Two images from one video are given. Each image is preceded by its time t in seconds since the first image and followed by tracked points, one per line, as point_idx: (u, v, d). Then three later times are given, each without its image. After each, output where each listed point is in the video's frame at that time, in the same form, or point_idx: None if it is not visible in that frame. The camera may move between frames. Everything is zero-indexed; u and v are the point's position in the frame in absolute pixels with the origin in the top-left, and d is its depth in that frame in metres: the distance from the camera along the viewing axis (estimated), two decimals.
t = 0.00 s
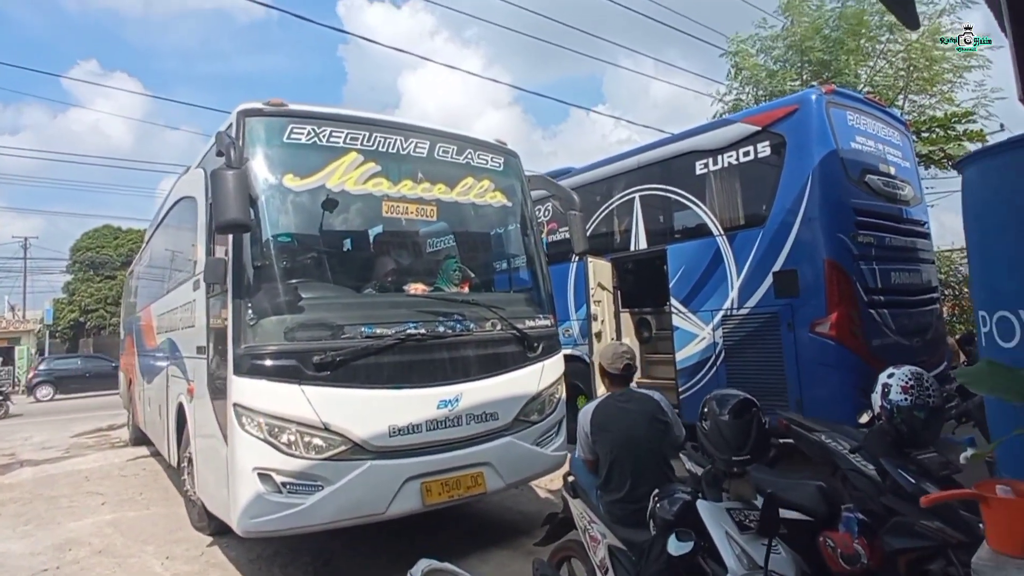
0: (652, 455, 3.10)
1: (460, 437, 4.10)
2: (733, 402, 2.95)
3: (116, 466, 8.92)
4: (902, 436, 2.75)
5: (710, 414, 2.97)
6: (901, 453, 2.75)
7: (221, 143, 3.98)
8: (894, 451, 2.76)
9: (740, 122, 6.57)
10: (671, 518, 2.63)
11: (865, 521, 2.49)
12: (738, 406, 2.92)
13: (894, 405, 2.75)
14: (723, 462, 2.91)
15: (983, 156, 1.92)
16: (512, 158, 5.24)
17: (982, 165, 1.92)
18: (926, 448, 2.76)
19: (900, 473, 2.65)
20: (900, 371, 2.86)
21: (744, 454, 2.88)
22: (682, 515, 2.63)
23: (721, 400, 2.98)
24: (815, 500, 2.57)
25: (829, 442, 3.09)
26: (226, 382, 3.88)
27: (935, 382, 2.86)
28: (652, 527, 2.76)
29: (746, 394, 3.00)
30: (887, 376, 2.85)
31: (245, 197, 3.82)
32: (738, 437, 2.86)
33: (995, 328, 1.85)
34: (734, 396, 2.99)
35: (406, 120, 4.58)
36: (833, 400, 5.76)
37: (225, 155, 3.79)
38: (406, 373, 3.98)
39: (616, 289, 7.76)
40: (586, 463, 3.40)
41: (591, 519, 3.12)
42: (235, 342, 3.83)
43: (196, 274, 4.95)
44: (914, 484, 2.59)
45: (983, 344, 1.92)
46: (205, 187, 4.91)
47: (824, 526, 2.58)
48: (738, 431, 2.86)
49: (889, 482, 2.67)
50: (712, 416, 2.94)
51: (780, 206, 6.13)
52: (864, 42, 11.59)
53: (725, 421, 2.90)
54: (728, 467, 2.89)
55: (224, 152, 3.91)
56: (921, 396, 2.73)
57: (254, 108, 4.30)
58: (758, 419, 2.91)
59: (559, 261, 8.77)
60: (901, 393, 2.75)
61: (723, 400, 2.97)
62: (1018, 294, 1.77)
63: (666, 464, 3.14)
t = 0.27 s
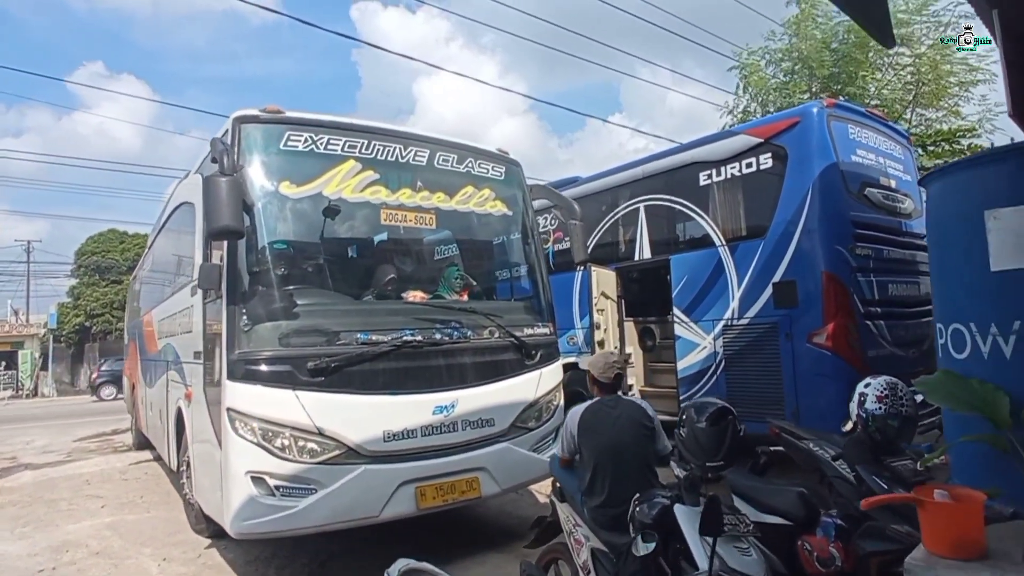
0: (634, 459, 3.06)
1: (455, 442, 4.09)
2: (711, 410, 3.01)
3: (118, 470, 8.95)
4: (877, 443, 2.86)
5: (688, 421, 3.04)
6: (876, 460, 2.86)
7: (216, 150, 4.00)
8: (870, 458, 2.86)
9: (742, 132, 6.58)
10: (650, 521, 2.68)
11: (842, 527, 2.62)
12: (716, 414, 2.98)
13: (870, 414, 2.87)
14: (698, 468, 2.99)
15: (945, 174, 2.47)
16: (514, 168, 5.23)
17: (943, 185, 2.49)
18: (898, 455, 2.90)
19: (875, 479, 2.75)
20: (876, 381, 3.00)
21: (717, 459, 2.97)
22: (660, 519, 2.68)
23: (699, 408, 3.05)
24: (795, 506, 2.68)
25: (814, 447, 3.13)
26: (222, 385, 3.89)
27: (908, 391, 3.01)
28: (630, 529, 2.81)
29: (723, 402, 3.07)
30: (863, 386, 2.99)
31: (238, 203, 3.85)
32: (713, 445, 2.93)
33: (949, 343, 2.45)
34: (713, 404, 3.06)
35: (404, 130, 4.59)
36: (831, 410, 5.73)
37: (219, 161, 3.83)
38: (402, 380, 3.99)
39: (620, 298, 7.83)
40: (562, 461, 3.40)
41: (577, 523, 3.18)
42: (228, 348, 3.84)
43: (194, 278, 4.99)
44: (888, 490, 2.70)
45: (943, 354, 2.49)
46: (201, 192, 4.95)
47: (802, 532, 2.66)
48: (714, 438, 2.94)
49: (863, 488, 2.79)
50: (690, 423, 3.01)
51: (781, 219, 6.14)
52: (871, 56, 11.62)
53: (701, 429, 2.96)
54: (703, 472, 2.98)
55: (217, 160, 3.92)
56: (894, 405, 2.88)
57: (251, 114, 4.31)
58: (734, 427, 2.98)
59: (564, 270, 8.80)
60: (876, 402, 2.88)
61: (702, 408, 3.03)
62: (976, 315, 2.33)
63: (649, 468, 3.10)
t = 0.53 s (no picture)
0: (627, 469, 3.05)
1: (459, 447, 4.09)
2: (699, 422, 2.95)
3: (149, 463, 9.15)
4: (876, 459, 2.83)
5: (675, 434, 2.99)
6: (877, 476, 2.82)
7: (222, 152, 4.07)
8: (870, 474, 2.81)
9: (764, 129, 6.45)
10: (637, 533, 2.62)
11: (842, 541, 2.52)
12: (704, 427, 2.92)
13: (869, 430, 2.89)
14: (683, 481, 2.95)
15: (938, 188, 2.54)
16: (523, 168, 5.20)
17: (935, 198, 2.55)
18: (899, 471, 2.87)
19: (873, 496, 2.68)
20: (877, 397, 3.06)
21: (703, 473, 2.92)
22: (649, 529, 2.61)
23: (688, 420, 2.99)
24: (793, 519, 2.63)
25: (819, 459, 3.08)
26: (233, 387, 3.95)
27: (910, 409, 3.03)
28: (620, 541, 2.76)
29: (712, 414, 3.00)
30: (864, 402, 3.06)
31: (242, 208, 3.90)
32: (698, 458, 2.88)
33: (933, 361, 2.51)
34: (702, 416, 2.99)
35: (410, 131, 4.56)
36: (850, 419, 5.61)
37: (222, 167, 3.87)
38: (405, 384, 3.99)
39: (636, 301, 7.85)
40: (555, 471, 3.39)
41: (571, 529, 3.15)
42: (237, 350, 3.89)
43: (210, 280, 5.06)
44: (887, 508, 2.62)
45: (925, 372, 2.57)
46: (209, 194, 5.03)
47: (799, 548, 2.61)
48: (699, 451, 2.88)
49: (863, 505, 2.72)
50: (677, 436, 2.96)
51: (801, 222, 6.01)
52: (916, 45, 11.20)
53: (688, 442, 2.91)
54: (688, 485, 2.94)
55: (221, 164, 3.97)
56: (893, 421, 2.90)
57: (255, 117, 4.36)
58: (721, 440, 2.92)
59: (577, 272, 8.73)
60: (875, 417, 2.93)
61: (690, 420, 2.98)
62: (959, 332, 2.39)
63: (642, 478, 3.09)
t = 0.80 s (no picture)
0: (644, 476, 3.03)
1: (480, 446, 4.11)
2: (719, 431, 2.83)
3: (188, 451, 9.40)
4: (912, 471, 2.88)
5: (693, 441, 2.86)
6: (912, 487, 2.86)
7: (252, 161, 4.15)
8: (906, 486, 2.84)
9: (791, 120, 6.33)
10: (655, 541, 2.61)
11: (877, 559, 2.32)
12: (722, 436, 2.80)
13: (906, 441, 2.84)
14: (703, 491, 2.81)
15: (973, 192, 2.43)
16: (542, 167, 5.18)
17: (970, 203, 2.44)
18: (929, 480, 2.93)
19: (910, 514, 2.66)
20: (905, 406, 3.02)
21: (722, 483, 2.78)
22: (667, 540, 2.61)
23: (706, 428, 2.85)
24: (821, 530, 2.40)
25: (856, 470, 3.00)
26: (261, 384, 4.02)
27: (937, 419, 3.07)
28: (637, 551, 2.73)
29: (733, 423, 2.88)
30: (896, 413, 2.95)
31: (272, 213, 3.97)
32: (716, 468, 2.75)
33: (965, 377, 2.43)
34: (723, 425, 2.87)
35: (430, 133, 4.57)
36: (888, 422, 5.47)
37: (253, 174, 3.92)
38: (428, 384, 4.03)
39: (660, 298, 7.76)
40: (575, 479, 3.39)
41: (589, 535, 3.15)
42: (267, 348, 3.96)
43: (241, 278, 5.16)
44: (924, 526, 2.58)
45: (960, 387, 2.49)
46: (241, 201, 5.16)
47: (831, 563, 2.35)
48: (717, 461, 2.75)
49: (898, 521, 2.69)
50: (694, 444, 2.83)
51: (832, 216, 5.88)
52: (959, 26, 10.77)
53: (706, 451, 2.78)
54: (707, 496, 2.80)
55: (252, 170, 4.05)
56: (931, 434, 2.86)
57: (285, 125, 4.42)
58: (741, 449, 2.79)
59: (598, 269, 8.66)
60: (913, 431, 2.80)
61: (709, 428, 2.84)
62: (992, 347, 2.31)
63: (660, 484, 3.06)
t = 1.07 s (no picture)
0: (663, 481, 3.06)
1: (494, 446, 4.16)
2: (745, 439, 2.68)
3: (209, 443, 9.56)
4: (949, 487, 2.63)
5: (717, 449, 2.73)
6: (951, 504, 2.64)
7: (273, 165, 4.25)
8: (944, 502, 2.64)
9: (812, 122, 6.31)
10: (677, 548, 2.54)
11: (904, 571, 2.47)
12: (749, 444, 2.65)
13: (939, 455, 2.64)
14: (728, 500, 2.68)
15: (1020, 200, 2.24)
16: (557, 170, 5.23)
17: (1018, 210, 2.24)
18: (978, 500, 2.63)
19: (946, 527, 2.60)
20: (951, 417, 2.68)
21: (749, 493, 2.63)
22: (688, 547, 2.53)
23: (732, 435, 2.72)
24: (850, 542, 2.43)
25: (885, 481, 2.98)
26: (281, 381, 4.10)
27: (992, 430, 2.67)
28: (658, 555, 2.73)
29: (759, 430, 2.74)
30: (932, 423, 2.70)
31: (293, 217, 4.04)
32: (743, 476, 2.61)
33: (1016, 392, 2.21)
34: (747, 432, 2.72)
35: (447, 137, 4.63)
36: (915, 431, 5.41)
37: (275, 179, 4.01)
38: (443, 384, 4.07)
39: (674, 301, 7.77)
40: (596, 483, 3.41)
41: (606, 538, 3.20)
42: (287, 348, 4.04)
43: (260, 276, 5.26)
44: (961, 542, 2.54)
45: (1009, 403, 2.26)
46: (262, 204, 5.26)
47: None
48: (743, 470, 2.61)
49: (933, 535, 2.63)
50: (719, 451, 2.70)
51: (858, 218, 5.85)
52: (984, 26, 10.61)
53: (731, 460, 2.64)
54: (733, 504, 2.66)
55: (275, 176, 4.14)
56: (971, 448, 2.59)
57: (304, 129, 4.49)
58: (769, 458, 2.65)
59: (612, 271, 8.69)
60: (948, 443, 2.62)
61: (734, 435, 2.71)
62: None
63: (677, 489, 3.08)
